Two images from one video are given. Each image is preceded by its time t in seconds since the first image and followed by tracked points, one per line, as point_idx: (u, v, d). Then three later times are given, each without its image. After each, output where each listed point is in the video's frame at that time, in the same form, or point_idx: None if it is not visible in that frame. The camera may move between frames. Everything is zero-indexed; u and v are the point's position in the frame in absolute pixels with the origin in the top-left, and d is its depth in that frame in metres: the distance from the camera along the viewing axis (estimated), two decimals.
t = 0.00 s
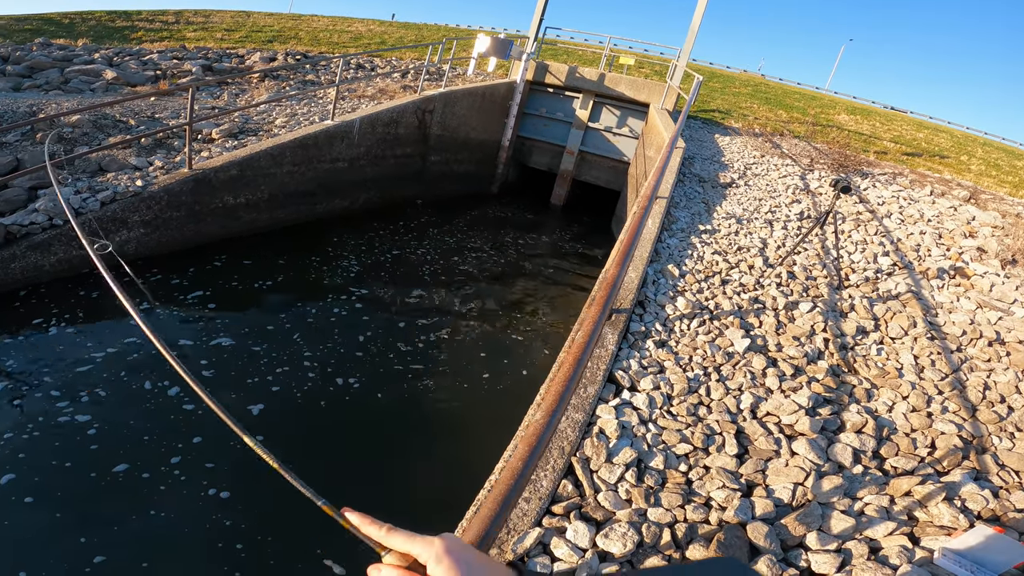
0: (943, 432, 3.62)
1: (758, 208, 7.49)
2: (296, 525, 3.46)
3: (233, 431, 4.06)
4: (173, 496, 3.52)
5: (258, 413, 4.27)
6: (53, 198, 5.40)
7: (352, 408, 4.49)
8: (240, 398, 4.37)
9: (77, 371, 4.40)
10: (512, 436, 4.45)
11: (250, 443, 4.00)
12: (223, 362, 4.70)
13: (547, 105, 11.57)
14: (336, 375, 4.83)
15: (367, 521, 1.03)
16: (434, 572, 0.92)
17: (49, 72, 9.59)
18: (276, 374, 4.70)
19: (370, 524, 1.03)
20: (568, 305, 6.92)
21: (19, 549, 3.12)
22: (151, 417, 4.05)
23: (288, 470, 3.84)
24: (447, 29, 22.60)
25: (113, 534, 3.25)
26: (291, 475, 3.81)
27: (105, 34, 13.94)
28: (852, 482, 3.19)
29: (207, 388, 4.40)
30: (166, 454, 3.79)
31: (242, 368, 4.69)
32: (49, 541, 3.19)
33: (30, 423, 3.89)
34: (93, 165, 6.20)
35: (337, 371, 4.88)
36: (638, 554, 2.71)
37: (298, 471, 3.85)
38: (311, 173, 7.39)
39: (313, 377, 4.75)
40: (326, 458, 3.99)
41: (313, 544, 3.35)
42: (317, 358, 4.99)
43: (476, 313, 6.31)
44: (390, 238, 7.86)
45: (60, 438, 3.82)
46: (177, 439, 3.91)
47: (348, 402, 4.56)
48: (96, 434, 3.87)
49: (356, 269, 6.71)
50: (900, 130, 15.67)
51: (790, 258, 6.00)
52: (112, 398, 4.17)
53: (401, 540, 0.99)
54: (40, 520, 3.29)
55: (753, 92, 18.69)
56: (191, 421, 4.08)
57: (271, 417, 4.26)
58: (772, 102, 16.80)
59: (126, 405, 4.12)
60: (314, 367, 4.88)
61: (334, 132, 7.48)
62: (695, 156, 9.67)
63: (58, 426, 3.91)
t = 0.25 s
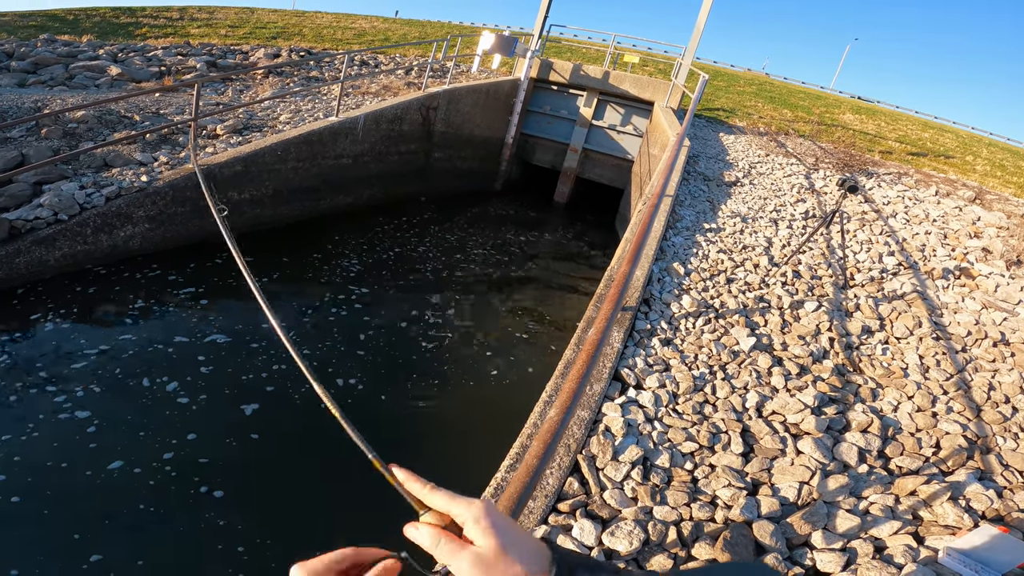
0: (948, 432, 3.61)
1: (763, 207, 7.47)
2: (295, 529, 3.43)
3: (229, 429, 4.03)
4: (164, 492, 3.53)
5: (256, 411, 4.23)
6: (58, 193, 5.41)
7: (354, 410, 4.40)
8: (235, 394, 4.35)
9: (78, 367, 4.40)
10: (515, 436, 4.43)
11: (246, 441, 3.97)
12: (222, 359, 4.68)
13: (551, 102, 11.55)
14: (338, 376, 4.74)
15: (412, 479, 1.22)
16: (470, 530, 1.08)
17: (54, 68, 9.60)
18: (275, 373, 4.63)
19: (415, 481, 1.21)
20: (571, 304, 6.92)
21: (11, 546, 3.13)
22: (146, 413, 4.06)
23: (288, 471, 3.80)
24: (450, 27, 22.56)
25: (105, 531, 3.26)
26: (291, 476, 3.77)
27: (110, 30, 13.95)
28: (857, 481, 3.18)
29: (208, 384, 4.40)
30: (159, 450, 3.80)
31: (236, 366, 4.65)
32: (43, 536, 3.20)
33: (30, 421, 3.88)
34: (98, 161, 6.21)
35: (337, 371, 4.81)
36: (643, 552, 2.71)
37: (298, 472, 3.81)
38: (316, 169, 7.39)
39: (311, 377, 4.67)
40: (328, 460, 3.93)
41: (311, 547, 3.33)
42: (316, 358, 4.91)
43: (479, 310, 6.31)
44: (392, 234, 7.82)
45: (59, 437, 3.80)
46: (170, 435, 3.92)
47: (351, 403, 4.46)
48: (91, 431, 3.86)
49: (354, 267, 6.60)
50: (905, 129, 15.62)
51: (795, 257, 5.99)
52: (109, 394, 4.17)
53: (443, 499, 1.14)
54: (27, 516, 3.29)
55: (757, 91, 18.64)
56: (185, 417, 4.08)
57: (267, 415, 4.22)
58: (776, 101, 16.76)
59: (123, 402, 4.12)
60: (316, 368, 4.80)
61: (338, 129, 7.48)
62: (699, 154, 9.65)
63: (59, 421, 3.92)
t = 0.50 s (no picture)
0: (951, 433, 3.60)
1: (768, 206, 7.45)
2: (291, 526, 3.42)
3: (227, 428, 4.00)
4: (155, 488, 3.50)
5: (254, 408, 4.21)
6: (65, 187, 5.44)
7: (355, 409, 4.37)
8: (231, 392, 4.31)
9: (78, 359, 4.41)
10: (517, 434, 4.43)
11: (241, 440, 3.93)
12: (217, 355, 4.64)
13: (557, 100, 11.53)
14: (339, 374, 4.70)
15: (379, 479, 0.88)
16: (469, 552, 0.82)
17: (62, 63, 9.64)
18: (275, 371, 4.59)
19: (386, 487, 0.88)
20: (575, 302, 6.92)
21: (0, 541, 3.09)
22: (137, 407, 4.04)
23: (286, 468, 3.79)
24: (457, 23, 22.53)
25: (94, 527, 3.23)
26: (290, 473, 3.75)
27: (117, 25, 14.00)
28: (858, 481, 3.17)
29: (209, 380, 4.38)
30: (152, 444, 3.78)
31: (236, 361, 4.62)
32: (33, 530, 3.18)
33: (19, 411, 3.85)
34: (105, 155, 6.24)
35: (338, 371, 4.74)
36: (644, 550, 2.71)
37: (296, 469, 3.79)
38: (321, 164, 7.41)
39: (310, 376, 4.61)
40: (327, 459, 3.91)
41: (305, 545, 3.32)
42: (316, 356, 4.86)
43: (482, 307, 6.32)
44: (395, 231, 7.81)
45: (48, 429, 3.78)
46: (163, 430, 3.90)
47: (353, 402, 4.43)
48: (80, 425, 3.84)
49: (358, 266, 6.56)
50: (913, 130, 15.53)
51: (801, 256, 5.97)
52: (100, 388, 4.15)
53: (429, 512, 0.84)
54: (15, 512, 3.25)
55: (764, 90, 18.56)
56: (177, 413, 4.05)
57: (265, 411, 4.20)
58: (783, 100, 16.69)
59: (112, 397, 4.09)
60: (317, 368, 4.73)
61: (344, 124, 7.49)
62: (705, 153, 9.61)
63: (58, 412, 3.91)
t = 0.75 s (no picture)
0: (952, 434, 3.60)
1: (773, 206, 7.44)
2: (289, 519, 3.44)
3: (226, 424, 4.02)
4: (153, 484, 3.52)
5: (255, 404, 4.23)
6: (71, 181, 5.46)
7: (356, 406, 4.40)
8: (229, 390, 4.29)
9: (81, 353, 4.44)
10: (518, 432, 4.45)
11: (241, 436, 3.95)
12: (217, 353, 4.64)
13: (562, 97, 11.52)
14: (340, 372, 4.71)
15: (336, 505, 1.02)
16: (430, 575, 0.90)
17: (69, 58, 9.69)
18: (275, 369, 4.60)
19: (344, 515, 1.01)
20: (577, 300, 6.93)
21: None
22: (132, 404, 4.05)
23: (286, 462, 3.81)
24: (463, 20, 22.50)
25: (91, 523, 3.26)
26: (289, 468, 3.77)
27: (124, 21, 14.04)
28: (859, 481, 3.18)
29: (209, 377, 4.39)
30: (149, 441, 3.80)
31: (237, 358, 4.64)
32: (31, 527, 3.21)
33: (12, 409, 3.90)
34: (111, 150, 6.28)
35: (339, 369, 4.75)
36: (643, 547, 2.73)
37: (296, 464, 3.81)
38: (326, 160, 7.44)
39: (309, 375, 4.62)
40: (326, 454, 3.93)
41: (302, 538, 3.34)
42: (317, 355, 4.86)
43: (485, 304, 6.34)
44: (398, 228, 7.82)
45: (39, 425, 3.81)
46: (160, 427, 3.91)
47: (354, 400, 4.46)
48: (72, 424, 3.85)
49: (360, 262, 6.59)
50: (920, 130, 15.46)
51: (804, 256, 5.97)
52: (93, 386, 4.17)
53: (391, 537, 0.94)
54: (9, 510, 3.29)
55: (771, 89, 18.49)
56: (174, 412, 4.06)
57: (264, 407, 4.22)
58: (790, 100, 16.63)
59: (105, 395, 4.10)
60: (318, 366, 4.75)
61: (349, 121, 7.51)
62: (710, 152, 9.59)
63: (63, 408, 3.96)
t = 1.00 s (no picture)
0: (955, 435, 3.59)
1: (778, 205, 7.42)
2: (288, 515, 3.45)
3: (225, 420, 4.00)
4: (152, 479, 3.51)
5: (257, 399, 4.24)
6: (79, 175, 5.51)
7: (356, 405, 4.40)
8: (226, 387, 4.28)
9: (85, 345, 4.45)
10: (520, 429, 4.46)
11: (241, 432, 3.94)
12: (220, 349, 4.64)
13: (567, 94, 11.50)
14: (341, 370, 4.71)
15: (316, 532, 1.08)
16: None
17: (77, 53, 9.73)
18: (276, 366, 4.59)
19: (328, 539, 1.07)
20: (581, 298, 6.93)
21: None
22: (135, 397, 4.04)
23: (285, 460, 3.82)
24: (468, 17, 22.47)
25: (90, 518, 3.24)
26: (288, 463, 3.78)
27: (131, 17, 14.08)
28: (861, 481, 3.18)
29: (210, 372, 4.39)
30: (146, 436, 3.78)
31: (240, 354, 4.65)
32: (30, 522, 3.18)
33: (9, 406, 3.83)
34: (118, 145, 6.31)
35: (339, 367, 4.74)
36: (645, 544, 2.74)
37: (296, 460, 3.82)
38: (331, 156, 7.45)
39: (309, 371, 4.62)
40: (325, 452, 3.93)
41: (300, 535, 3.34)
42: (319, 352, 4.85)
43: (488, 301, 6.35)
44: (402, 224, 7.83)
45: (35, 423, 3.74)
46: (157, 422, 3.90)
47: (354, 398, 4.46)
48: (69, 420, 3.79)
49: (359, 258, 6.57)
50: (928, 130, 15.37)
51: (810, 255, 5.95)
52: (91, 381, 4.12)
53: (376, 560, 1.00)
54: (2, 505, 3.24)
55: (777, 87, 18.42)
56: (172, 406, 4.04)
57: (264, 404, 4.22)
58: (796, 99, 16.56)
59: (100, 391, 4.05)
60: (318, 363, 4.74)
61: (354, 117, 7.53)
62: (715, 150, 9.57)
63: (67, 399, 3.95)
